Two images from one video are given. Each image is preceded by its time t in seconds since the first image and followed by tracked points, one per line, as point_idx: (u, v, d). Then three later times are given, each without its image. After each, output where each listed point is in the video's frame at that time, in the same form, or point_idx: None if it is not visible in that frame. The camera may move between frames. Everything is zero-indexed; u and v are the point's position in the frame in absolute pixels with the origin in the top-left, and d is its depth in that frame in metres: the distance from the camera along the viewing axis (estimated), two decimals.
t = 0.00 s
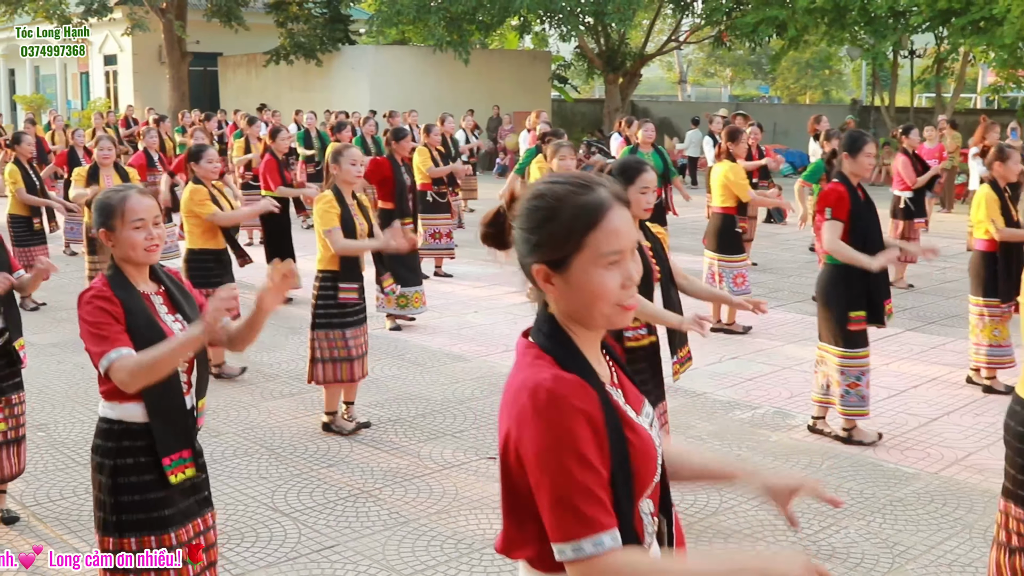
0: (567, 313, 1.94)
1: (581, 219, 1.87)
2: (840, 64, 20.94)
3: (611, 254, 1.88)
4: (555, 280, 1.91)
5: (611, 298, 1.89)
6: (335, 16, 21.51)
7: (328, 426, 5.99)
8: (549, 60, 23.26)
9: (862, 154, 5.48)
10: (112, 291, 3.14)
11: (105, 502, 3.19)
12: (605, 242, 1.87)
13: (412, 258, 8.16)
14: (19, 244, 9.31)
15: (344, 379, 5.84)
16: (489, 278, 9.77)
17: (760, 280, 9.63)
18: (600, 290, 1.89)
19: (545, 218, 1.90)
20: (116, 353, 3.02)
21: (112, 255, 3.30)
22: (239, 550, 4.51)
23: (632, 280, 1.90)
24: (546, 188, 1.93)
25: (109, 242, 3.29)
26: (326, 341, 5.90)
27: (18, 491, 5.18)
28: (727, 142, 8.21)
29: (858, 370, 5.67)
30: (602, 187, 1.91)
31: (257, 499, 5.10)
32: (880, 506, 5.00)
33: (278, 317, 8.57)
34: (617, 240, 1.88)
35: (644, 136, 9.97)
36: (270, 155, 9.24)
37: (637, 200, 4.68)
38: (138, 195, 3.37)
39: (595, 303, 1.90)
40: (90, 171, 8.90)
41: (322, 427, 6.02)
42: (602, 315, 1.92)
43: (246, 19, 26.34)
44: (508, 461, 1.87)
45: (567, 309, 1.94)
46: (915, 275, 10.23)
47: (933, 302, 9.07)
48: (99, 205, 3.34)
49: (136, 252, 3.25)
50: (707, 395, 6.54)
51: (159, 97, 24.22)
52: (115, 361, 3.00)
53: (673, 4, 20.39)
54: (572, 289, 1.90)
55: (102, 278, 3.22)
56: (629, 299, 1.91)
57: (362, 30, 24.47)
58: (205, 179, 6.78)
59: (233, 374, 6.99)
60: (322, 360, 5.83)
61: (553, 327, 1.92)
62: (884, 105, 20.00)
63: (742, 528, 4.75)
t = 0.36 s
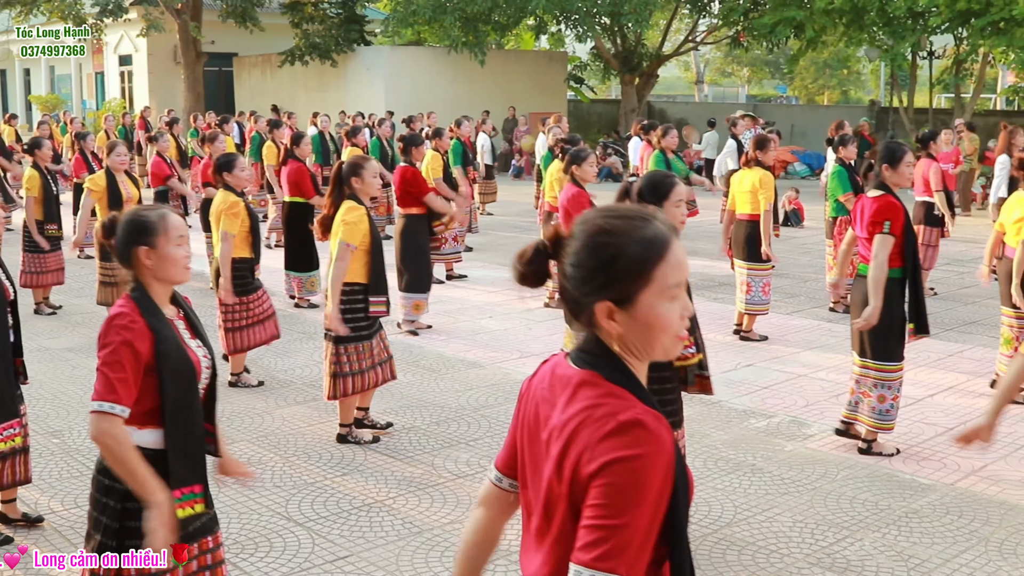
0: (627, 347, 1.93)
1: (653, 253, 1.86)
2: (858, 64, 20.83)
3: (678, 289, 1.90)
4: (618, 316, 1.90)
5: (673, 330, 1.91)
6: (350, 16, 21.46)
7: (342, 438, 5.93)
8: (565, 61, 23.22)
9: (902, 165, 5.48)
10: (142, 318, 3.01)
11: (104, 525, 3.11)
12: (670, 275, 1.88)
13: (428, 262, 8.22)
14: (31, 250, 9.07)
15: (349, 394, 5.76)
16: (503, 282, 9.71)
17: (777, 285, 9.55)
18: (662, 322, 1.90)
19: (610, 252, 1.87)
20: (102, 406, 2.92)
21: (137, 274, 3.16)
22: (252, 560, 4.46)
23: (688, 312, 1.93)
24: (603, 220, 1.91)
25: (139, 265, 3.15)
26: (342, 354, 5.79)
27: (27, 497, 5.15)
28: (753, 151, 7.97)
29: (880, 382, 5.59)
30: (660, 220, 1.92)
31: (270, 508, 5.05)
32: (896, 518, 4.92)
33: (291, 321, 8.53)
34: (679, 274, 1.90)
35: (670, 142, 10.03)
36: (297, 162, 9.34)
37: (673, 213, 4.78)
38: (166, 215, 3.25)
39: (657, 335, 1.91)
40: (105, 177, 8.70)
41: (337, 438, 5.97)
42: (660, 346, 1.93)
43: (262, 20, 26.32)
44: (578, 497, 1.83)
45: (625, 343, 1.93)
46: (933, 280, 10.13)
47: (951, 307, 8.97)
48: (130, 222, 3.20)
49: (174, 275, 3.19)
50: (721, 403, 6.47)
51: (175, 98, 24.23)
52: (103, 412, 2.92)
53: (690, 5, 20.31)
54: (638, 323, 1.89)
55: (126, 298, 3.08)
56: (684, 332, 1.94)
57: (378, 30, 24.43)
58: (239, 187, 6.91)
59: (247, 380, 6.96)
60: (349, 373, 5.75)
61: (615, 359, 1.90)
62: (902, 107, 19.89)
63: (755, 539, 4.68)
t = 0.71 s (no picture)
0: (679, 396, 1.99)
1: (717, 307, 1.93)
2: (876, 66, 20.76)
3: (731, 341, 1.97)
4: (679, 366, 1.95)
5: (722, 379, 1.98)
6: (368, 18, 21.50)
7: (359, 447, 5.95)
8: (583, 63, 23.22)
9: (918, 179, 5.50)
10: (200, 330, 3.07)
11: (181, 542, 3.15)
12: (729, 328, 1.96)
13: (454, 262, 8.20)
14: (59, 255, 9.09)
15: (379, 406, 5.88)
16: (521, 287, 9.72)
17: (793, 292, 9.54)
18: (715, 372, 1.97)
19: (679, 306, 1.92)
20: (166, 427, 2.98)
21: (186, 288, 3.19)
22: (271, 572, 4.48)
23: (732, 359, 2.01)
24: (665, 273, 1.95)
25: (193, 284, 3.19)
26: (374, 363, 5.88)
27: (58, 501, 5.20)
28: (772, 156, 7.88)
29: (906, 391, 5.55)
30: (719, 274, 1.98)
31: (289, 518, 5.07)
32: (912, 532, 4.91)
33: (308, 327, 8.56)
34: (733, 327, 1.98)
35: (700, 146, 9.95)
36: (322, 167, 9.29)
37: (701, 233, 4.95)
38: (215, 235, 3.29)
39: (709, 382, 1.98)
40: (139, 184, 8.64)
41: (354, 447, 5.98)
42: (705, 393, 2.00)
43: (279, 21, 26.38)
44: (646, 547, 1.91)
45: (681, 391, 1.99)
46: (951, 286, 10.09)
47: (969, 315, 8.94)
48: (183, 240, 3.22)
49: (225, 290, 3.27)
50: (738, 413, 6.47)
51: (193, 98, 24.30)
52: (166, 433, 2.97)
53: (707, 6, 20.29)
54: (696, 375, 1.96)
55: (180, 316, 3.12)
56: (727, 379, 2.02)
57: (395, 31, 24.46)
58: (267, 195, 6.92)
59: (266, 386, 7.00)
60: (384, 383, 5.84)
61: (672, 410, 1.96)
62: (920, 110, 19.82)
63: (771, 554, 4.68)
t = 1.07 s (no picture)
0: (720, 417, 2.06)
1: (776, 336, 2.00)
2: (906, 69, 20.65)
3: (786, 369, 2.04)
4: (728, 388, 2.02)
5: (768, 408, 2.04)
6: (397, 20, 21.58)
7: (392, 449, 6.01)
8: (611, 66, 23.20)
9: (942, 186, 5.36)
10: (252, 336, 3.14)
11: (307, 529, 3.21)
12: (782, 361, 2.04)
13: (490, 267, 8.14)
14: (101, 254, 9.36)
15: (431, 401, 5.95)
16: (549, 292, 9.73)
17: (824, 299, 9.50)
18: (760, 400, 2.05)
19: (742, 332, 1.99)
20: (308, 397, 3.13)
21: (224, 302, 3.22)
22: None
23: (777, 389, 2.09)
24: (731, 299, 2.02)
25: (225, 298, 3.21)
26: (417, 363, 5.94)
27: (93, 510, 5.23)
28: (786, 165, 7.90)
29: (947, 388, 5.52)
30: (781, 308, 2.06)
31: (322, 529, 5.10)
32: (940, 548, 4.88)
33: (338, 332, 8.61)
34: (787, 360, 2.05)
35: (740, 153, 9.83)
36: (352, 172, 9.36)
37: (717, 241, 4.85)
38: (252, 250, 3.32)
39: (752, 408, 2.05)
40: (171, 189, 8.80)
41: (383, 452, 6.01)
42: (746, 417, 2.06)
43: (309, 23, 26.48)
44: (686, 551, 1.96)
45: (726, 411, 2.05)
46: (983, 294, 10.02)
47: (1001, 324, 8.87)
48: (220, 253, 3.24)
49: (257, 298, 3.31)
50: (766, 424, 6.47)
51: (222, 99, 24.41)
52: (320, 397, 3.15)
53: (736, 8, 20.24)
54: (742, 398, 2.03)
55: (221, 326, 3.15)
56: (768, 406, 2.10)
57: (424, 33, 24.50)
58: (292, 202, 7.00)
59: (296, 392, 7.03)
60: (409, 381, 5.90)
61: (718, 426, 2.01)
62: (951, 113, 19.70)
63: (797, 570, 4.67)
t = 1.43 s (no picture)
0: (752, 449, 2.09)
1: (801, 368, 2.03)
2: (934, 71, 20.56)
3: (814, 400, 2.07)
4: (756, 420, 2.06)
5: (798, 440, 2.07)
6: (423, 23, 21.63)
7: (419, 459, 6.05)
8: (637, 67, 23.19)
9: (963, 206, 5.41)
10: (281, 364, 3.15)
11: (336, 550, 3.29)
12: (810, 395, 2.06)
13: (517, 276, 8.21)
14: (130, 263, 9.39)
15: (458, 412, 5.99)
16: (574, 298, 9.73)
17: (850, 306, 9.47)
18: (791, 435, 2.07)
19: (766, 364, 2.03)
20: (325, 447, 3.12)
21: (257, 328, 3.23)
22: None
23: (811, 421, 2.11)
24: (758, 335, 2.06)
25: (254, 323, 3.22)
26: (447, 372, 5.99)
27: (120, 517, 5.27)
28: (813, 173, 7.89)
29: (969, 408, 5.52)
30: (810, 342, 2.09)
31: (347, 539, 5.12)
32: (967, 562, 4.87)
33: (364, 337, 8.65)
34: (816, 392, 2.08)
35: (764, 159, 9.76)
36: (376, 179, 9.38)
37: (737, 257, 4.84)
38: (281, 275, 3.32)
39: (782, 442, 2.08)
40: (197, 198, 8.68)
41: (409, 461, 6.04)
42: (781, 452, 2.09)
43: (335, 25, 26.57)
44: None
45: (757, 444, 2.08)
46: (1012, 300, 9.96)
47: None
48: (252, 278, 3.24)
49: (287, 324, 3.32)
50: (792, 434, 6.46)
51: (249, 101, 24.52)
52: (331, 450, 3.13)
53: (763, 10, 20.19)
54: (769, 430, 2.06)
55: (255, 353, 3.17)
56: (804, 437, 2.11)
57: (450, 35, 24.55)
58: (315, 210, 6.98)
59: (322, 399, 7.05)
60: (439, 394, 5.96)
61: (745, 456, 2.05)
62: (979, 116, 19.59)
63: None
